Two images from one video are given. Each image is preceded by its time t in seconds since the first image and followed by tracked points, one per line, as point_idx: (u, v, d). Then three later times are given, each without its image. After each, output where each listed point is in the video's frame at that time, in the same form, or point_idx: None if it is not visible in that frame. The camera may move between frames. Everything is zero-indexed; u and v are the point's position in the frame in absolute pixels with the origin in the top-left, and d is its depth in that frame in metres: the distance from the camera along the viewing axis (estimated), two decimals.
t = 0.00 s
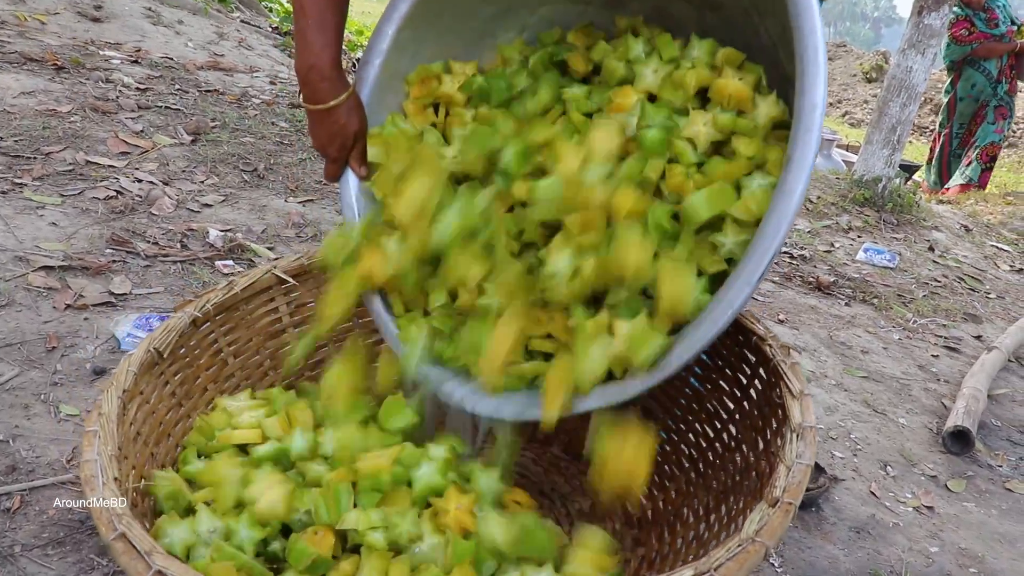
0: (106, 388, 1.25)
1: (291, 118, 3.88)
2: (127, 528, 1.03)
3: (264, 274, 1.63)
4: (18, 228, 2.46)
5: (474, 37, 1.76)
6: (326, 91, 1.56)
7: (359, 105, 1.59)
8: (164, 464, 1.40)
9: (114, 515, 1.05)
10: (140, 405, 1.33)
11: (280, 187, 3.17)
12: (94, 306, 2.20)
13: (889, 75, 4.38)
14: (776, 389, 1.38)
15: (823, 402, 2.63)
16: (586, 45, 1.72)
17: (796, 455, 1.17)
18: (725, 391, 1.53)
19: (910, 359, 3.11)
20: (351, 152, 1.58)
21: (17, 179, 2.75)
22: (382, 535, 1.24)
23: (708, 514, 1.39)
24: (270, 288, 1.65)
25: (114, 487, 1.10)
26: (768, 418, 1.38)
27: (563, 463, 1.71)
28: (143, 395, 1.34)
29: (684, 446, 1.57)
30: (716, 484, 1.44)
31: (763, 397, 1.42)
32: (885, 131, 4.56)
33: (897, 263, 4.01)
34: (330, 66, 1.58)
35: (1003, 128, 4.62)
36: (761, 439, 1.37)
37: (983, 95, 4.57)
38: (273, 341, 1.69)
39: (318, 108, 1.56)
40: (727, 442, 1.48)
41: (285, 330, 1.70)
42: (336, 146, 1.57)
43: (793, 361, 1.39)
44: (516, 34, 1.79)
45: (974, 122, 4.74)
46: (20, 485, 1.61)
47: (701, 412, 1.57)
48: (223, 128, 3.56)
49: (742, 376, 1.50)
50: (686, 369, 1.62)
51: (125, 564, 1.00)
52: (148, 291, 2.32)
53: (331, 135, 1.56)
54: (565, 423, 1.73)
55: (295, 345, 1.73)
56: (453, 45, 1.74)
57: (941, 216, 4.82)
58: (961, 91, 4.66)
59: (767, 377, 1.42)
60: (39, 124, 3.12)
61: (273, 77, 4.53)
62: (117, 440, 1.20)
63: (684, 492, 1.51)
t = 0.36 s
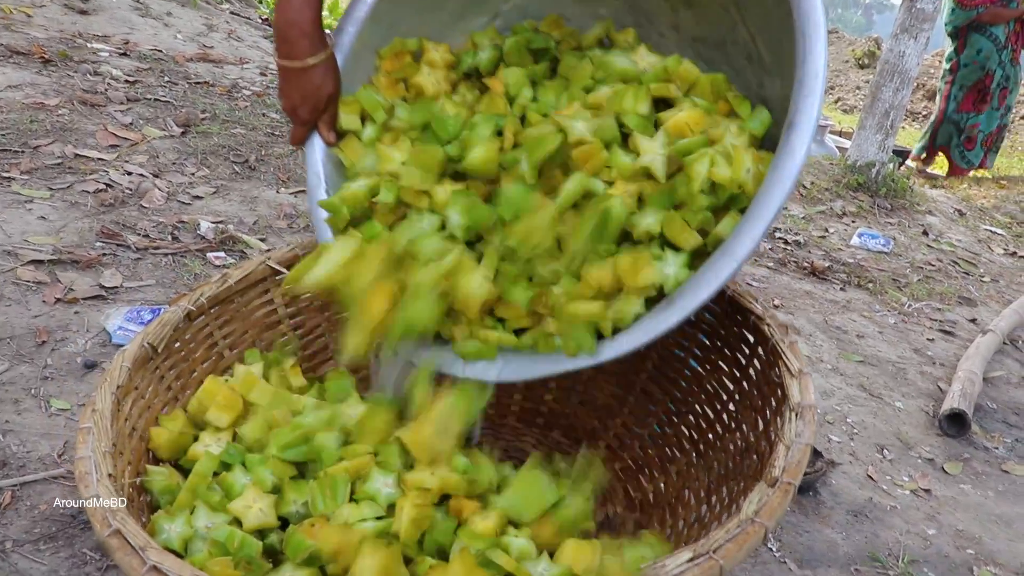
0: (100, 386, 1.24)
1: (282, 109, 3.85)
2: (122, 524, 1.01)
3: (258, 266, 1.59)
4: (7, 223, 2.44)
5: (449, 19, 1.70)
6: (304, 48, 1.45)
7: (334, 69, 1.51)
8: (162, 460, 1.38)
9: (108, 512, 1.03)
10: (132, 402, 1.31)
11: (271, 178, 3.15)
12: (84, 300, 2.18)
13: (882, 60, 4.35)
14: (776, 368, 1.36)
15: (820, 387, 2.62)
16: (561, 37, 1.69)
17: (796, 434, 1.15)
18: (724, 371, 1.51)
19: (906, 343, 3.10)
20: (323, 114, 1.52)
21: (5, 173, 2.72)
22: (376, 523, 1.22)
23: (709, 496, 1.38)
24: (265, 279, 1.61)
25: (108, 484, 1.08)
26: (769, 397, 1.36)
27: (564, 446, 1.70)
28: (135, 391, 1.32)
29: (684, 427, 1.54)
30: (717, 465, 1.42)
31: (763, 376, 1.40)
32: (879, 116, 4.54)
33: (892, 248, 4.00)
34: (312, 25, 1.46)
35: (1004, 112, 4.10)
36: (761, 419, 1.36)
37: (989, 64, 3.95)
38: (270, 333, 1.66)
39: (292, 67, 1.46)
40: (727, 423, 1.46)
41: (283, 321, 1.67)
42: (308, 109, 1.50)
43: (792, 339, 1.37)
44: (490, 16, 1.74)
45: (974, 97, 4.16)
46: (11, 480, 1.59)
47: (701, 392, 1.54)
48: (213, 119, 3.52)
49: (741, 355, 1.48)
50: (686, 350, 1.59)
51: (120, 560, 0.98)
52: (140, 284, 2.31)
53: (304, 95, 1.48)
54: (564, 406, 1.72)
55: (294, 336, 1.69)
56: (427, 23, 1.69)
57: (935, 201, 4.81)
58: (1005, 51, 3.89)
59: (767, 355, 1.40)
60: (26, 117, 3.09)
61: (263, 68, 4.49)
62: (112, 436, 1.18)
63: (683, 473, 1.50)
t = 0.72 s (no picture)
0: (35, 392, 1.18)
1: (238, 98, 3.76)
2: (56, 538, 0.95)
3: (205, 262, 1.54)
4: None
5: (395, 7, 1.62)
6: (321, 44, 1.49)
7: (353, 59, 1.55)
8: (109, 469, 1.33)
9: (43, 524, 0.97)
10: (74, 407, 1.25)
11: (227, 169, 3.07)
12: (32, 300, 2.12)
13: (844, 37, 4.32)
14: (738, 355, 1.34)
15: (787, 368, 2.61)
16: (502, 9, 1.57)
17: (758, 423, 1.13)
18: (686, 358, 1.48)
19: (872, 322, 3.10)
20: (355, 102, 1.54)
21: None
22: (325, 526, 1.13)
23: (673, 487, 1.36)
24: (214, 276, 1.56)
25: (44, 495, 1.02)
26: (731, 384, 1.33)
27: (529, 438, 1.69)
28: (77, 395, 1.27)
29: (648, 417, 1.52)
30: (680, 454, 1.40)
31: (725, 363, 1.37)
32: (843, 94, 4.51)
33: (857, 226, 4.01)
34: (321, 23, 1.49)
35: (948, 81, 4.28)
36: (724, 407, 1.33)
37: (921, 42, 4.24)
38: (221, 331, 1.60)
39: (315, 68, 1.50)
40: (690, 411, 1.43)
41: (234, 318, 1.62)
42: (340, 104, 1.54)
43: (753, 327, 1.35)
44: None
45: (910, 74, 4.41)
46: None
47: (664, 381, 1.52)
48: (167, 110, 3.43)
49: (703, 342, 1.45)
50: (649, 338, 1.57)
51: None
52: (90, 281, 2.24)
53: (333, 89, 1.52)
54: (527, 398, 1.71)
55: (244, 333, 1.64)
56: None
57: (899, 178, 4.83)
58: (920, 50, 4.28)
59: (729, 342, 1.37)
60: None
61: (220, 57, 4.39)
62: (49, 445, 1.13)
63: (646, 462, 1.48)
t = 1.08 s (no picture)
0: (31, 377, 1.15)
1: (226, 98, 3.74)
2: (49, 522, 0.93)
3: (203, 258, 1.52)
4: None
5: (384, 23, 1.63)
6: (301, 96, 1.50)
7: (333, 103, 1.57)
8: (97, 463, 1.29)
9: (35, 509, 0.94)
10: (67, 396, 1.23)
11: (214, 169, 3.05)
12: (16, 302, 2.10)
13: (832, 37, 4.33)
14: (731, 370, 1.30)
15: (775, 367, 2.61)
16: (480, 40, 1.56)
17: (753, 433, 1.09)
18: (679, 375, 1.45)
19: (860, 321, 3.11)
20: (338, 146, 1.58)
21: None
22: (320, 521, 1.10)
23: (663, 499, 1.33)
24: (210, 273, 1.54)
25: (37, 480, 1.00)
26: (724, 399, 1.29)
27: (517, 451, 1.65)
28: (71, 384, 1.24)
29: (638, 432, 1.49)
30: (672, 467, 1.36)
31: (719, 378, 1.33)
32: (831, 94, 4.53)
33: (845, 225, 4.01)
34: (298, 75, 1.50)
35: (945, 82, 4.33)
36: (717, 421, 1.29)
37: (929, 34, 4.17)
38: (213, 329, 1.58)
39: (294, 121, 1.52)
40: (683, 426, 1.40)
41: (226, 318, 1.59)
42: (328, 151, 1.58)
43: (747, 340, 1.32)
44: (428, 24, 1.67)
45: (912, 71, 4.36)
46: None
47: (655, 397, 1.49)
48: (154, 110, 3.41)
49: (697, 359, 1.42)
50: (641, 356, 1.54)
51: (47, 563, 0.89)
52: (75, 283, 2.22)
53: (315, 138, 1.55)
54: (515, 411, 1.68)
55: (236, 333, 1.62)
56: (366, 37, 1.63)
57: (887, 177, 4.84)
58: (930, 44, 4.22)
59: (722, 358, 1.34)
60: None
61: (207, 57, 4.37)
62: (41, 431, 1.10)
63: (636, 477, 1.45)
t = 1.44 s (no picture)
0: (15, 393, 1.15)
1: (216, 106, 3.72)
2: (34, 540, 0.92)
3: (190, 270, 1.50)
4: None
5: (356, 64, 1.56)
6: (276, 155, 1.46)
7: (310, 154, 1.53)
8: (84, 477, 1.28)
9: (18, 528, 0.93)
10: (53, 411, 1.21)
11: (204, 177, 3.04)
12: (4, 312, 2.09)
13: (821, 42, 4.35)
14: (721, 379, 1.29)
15: (767, 372, 2.61)
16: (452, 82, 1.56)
17: (745, 442, 1.08)
18: (670, 383, 1.43)
19: (852, 325, 3.11)
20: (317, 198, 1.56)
21: None
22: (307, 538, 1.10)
23: (655, 510, 1.31)
24: (197, 285, 1.53)
25: (21, 498, 0.99)
26: (714, 408, 1.28)
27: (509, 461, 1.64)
28: (56, 399, 1.23)
29: (630, 442, 1.47)
30: (663, 477, 1.35)
31: (709, 386, 1.31)
32: (821, 99, 4.55)
33: (836, 229, 4.02)
34: (269, 132, 1.45)
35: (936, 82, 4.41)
36: (708, 430, 1.27)
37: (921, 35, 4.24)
38: (201, 340, 1.56)
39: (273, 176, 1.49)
40: (674, 434, 1.38)
41: (214, 329, 1.58)
42: (307, 202, 1.56)
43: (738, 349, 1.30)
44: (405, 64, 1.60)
45: (907, 69, 4.43)
46: None
47: (646, 406, 1.47)
48: (143, 119, 3.40)
49: (687, 367, 1.39)
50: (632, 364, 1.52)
51: None
52: (64, 293, 2.21)
53: (293, 191, 1.52)
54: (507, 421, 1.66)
55: (224, 344, 1.61)
56: (331, 86, 1.56)
57: (877, 181, 4.85)
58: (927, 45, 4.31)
59: (713, 366, 1.32)
60: None
61: (197, 65, 4.36)
62: (26, 448, 1.09)
63: (628, 487, 1.43)
